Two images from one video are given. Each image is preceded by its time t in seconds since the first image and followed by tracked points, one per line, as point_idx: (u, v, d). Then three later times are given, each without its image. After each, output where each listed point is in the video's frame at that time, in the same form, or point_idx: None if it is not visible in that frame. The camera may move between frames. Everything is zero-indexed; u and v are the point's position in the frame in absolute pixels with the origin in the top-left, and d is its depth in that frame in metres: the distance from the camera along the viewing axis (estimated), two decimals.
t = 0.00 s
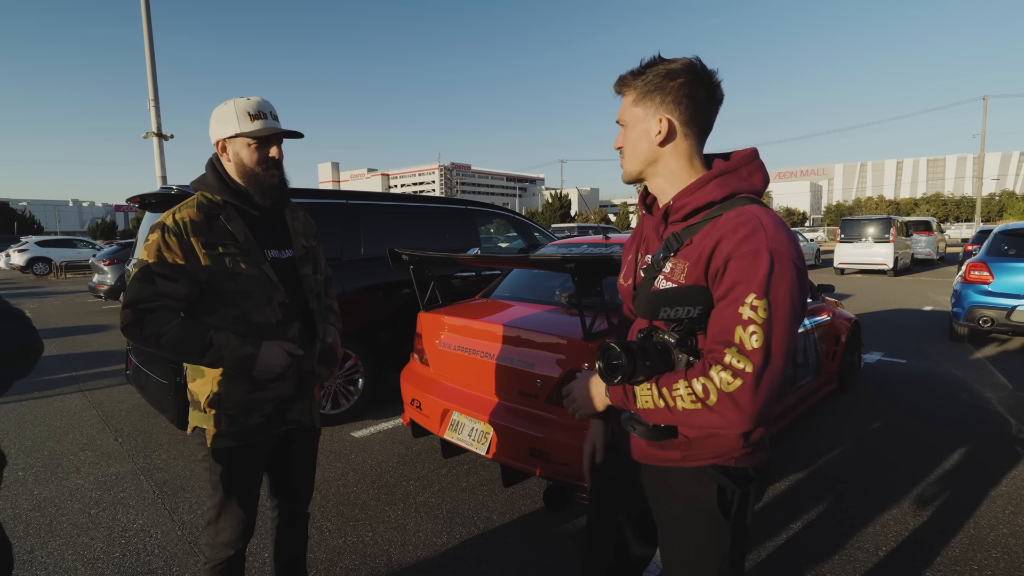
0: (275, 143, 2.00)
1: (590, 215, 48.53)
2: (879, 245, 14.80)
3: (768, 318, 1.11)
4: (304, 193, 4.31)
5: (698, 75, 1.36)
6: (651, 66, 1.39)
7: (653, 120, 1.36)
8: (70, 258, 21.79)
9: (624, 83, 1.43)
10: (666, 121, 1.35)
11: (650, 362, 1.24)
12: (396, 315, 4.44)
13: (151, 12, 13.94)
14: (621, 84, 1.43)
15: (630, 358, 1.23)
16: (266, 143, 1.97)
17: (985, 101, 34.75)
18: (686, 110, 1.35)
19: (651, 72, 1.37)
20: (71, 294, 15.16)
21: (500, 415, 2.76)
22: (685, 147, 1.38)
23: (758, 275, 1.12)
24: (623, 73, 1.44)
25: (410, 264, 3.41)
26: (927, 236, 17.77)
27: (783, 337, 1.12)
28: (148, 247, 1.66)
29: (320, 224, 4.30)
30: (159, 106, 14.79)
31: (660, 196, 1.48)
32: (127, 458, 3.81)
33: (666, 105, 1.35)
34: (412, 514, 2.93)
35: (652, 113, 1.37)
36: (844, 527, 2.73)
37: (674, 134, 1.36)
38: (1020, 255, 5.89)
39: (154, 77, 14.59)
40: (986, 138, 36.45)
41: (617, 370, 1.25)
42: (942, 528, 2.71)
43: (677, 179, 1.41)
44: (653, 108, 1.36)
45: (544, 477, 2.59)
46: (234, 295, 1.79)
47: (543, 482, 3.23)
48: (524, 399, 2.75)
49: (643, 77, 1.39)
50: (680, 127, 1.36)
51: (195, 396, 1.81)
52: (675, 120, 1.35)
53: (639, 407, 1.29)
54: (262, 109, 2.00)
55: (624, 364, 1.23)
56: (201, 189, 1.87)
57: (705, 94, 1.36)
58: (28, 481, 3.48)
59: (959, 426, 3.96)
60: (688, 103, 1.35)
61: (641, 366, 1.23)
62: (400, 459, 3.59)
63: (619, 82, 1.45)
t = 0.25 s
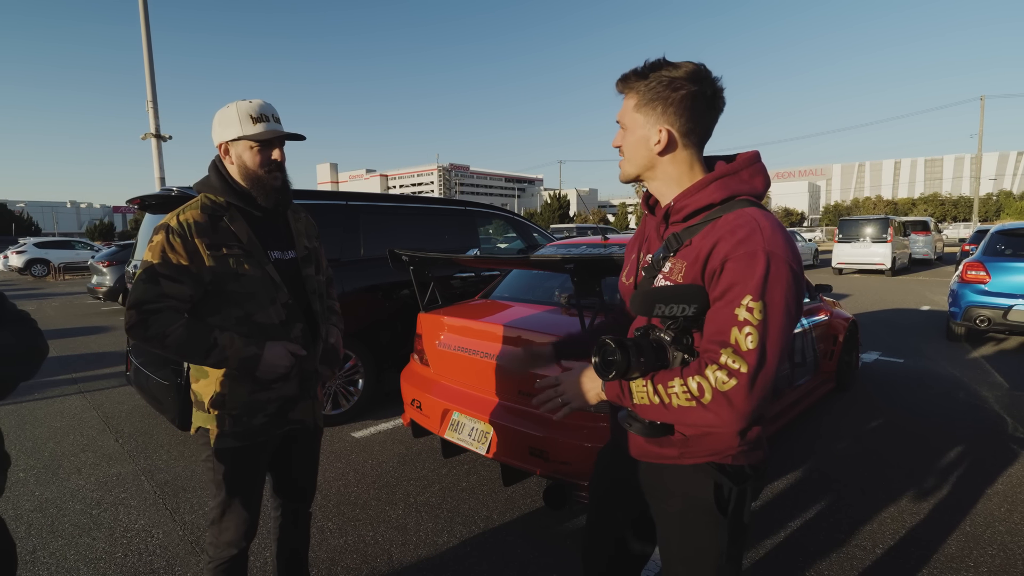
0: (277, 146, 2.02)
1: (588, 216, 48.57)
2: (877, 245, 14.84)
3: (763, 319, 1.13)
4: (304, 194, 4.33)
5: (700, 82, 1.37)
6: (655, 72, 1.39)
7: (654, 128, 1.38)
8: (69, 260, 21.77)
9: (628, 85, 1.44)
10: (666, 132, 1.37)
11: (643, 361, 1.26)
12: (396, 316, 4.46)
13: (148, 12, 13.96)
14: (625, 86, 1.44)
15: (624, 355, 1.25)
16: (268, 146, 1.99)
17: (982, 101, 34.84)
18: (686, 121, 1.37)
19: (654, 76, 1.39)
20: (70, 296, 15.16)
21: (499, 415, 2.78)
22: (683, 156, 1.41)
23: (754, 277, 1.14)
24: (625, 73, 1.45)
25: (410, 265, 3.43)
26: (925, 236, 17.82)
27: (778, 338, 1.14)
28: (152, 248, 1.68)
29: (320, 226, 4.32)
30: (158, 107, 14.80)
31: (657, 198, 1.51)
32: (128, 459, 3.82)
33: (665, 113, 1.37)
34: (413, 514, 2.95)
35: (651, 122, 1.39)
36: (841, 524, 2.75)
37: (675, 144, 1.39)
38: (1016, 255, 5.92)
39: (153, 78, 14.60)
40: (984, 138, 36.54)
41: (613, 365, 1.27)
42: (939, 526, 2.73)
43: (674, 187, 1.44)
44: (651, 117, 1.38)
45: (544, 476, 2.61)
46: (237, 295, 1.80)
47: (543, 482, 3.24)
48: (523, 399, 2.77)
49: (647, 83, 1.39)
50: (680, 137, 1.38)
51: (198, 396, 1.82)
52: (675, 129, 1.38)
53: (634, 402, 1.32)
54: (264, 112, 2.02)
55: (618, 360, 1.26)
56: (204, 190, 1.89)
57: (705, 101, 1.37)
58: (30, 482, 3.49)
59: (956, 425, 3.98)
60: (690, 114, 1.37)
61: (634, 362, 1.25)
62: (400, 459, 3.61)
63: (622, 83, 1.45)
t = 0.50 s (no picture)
0: (279, 148, 2.04)
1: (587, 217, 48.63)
2: (875, 246, 14.87)
3: (779, 318, 1.15)
4: (303, 195, 4.34)
5: (699, 82, 1.39)
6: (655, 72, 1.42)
7: (654, 126, 1.40)
8: (67, 261, 21.75)
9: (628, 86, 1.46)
10: (666, 129, 1.39)
11: (662, 363, 1.24)
12: (395, 317, 4.47)
13: (146, 13, 13.98)
14: (624, 87, 1.46)
15: (647, 358, 1.23)
16: (270, 148, 2.01)
17: (980, 102, 34.92)
18: (685, 119, 1.38)
19: (655, 77, 1.41)
20: (69, 297, 15.16)
21: (499, 415, 2.79)
22: (682, 154, 1.42)
23: (769, 278, 1.16)
24: (625, 75, 1.47)
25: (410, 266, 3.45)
26: (923, 236, 17.86)
27: (794, 337, 1.16)
28: (157, 249, 1.69)
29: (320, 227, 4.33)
30: (157, 108, 14.81)
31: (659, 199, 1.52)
32: (129, 459, 3.83)
33: (665, 111, 1.39)
34: (413, 514, 2.96)
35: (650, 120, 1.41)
36: (840, 523, 2.76)
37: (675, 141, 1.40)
38: (1013, 255, 5.95)
39: (151, 80, 14.62)
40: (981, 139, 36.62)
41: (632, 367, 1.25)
42: (937, 525, 2.74)
43: (674, 185, 1.45)
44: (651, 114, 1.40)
45: (543, 475, 2.62)
46: (240, 296, 1.82)
47: (542, 481, 3.26)
48: (524, 399, 2.79)
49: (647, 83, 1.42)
50: (679, 135, 1.40)
51: (200, 397, 1.83)
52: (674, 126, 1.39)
53: (649, 405, 1.30)
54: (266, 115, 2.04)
55: (640, 363, 1.23)
56: (206, 191, 1.90)
57: (704, 99, 1.39)
58: (30, 483, 3.50)
59: (954, 425, 4.00)
60: (689, 113, 1.38)
61: (655, 365, 1.24)
62: (400, 459, 3.62)
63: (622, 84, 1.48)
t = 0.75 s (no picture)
0: (280, 149, 2.05)
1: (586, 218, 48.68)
2: (874, 246, 14.89)
3: (780, 317, 1.16)
4: (302, 197, 4.35)
5: (692, 84, 1.40)
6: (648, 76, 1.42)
7: (649, 129, 1.41)
8: (66, 263, 21.72)
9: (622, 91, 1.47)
10: (663, 132, 1.40)
11: (664, 365, 1.26)
12: (395, 317, 4.47)
13: (145, 14, 13.98)
14: (619, 92, 1.47)
15: (650, 360, 1.25)
16: (271, 149, 2.02)
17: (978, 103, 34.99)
18: (681, 120, 1.39)
19: (650, 81, 1.41)
20: (68, 299, 15.16)
21: (499, 415, 2.80)
22: (679, 156, 1.43)
23: (768, 277, 1.17)
24: (619, 78, 1.47)
25: (409, 267, 3.45)
26: (922, 236, 17.89)
27: (796, 335, 1.17)
28: (157, 250, 1.70)
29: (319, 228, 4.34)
30: (156, 110, 14.81)
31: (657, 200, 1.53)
32: (128, 461, 3.84)
33: (660, 114, 1.39)
34: (413, 514, 2.97)
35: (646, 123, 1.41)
36: (838, 523, 2.77)
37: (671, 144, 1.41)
38: (1010, 255, 5.97)
39: (150, 81, 14.61)
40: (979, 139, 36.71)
41: (635, 370, 1.27)
42: (935, 524, 2.75)
43: (672, 186, 1.46)
44: (646, 118, 1.41)
45: (542, 475, 2.63)
46: (241, 297, 1.82)
47: (542, 481, 3.26)
48: (523, 399, 2.79)
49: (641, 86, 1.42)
50: (675, 137, 1.41)
51: (201, 397, 1.84)
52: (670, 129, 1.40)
53: (653, 406, 1.32)
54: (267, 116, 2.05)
55: (643, 365, 1.25)
56: (207, 192, 1.91)
57: (698, 102, 1.40)
58: (30, 484, 3.50)
59: (952, 424, 4.01)
60: (684, 114, 1.39)
61: (659, 367, 1.25)
62: (400, 460, 3.62)
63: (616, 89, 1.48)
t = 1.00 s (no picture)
0: (280, 151, 2.05)
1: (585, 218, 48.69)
2: (873, 246, 14.92)
3: (778, 319, 1.17)
4: (302, 198, 4.35)
5: (691, 86, 1.41)
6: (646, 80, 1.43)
7: (648, 133, 1.42)
8: (65, 263, 21.69)
9: (620, 96, 1.48)
10: (662, 134, 1.40)
11: (663, 369, 1.25)
12: (394, 318, 4.48)
13: (145, 15, 13.98)
14: (617, 97, 1.48)
15: (649, 365, 1.24)
16: (272, 150, 2.02)
17: (976, 103, 35.05)
18: (681, 123, 1.40)
19: (649, 84, 1.42)
20: (66, 300, 15.13)
21: (497, 416, 2.80)
22: (679, 158, 1.43)
23: (765, 280, 1.18)
24: (617, 83, 1.48)
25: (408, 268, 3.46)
26: (920, 237, 17.91)
27: (793, 337, 1.18)
28: (156, 251, 1.70)
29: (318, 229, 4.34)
30: (155, 110, 14.81)
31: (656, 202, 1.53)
32: (127, 462, 3.83)
33: (658, 117, 1.40)
34: (412, 515, 2.97)
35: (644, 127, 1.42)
36: (837, 523, 2.78)
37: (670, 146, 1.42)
38: (1009, 256, 5.98)
39: (149, 81, 14.61)
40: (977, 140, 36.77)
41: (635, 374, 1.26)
42: (933, 524, 2.76)
43: (672, 189, 1.46)
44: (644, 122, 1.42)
45: (541, 475, 2.63)
46: (240, 298, 1.83)
47: (541, 482, 3.27)
48: (522, 400, 2.79)
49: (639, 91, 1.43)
50: (675, 139, 1.41)
51: (200, 397, 1.84)
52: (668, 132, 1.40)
53: (652, 409, 1.32)
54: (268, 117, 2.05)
55: (644, 370, 1.24)
56: (207, 194, 1.92)
57: (696, 105, 1.41)
58: (29, 485, 3.50)
59: (950, 424, 4.02)
60: (683, 117, 1.40)
61: (659, 370, 1.24)
62: (399, 460, 3.62)
63: (614, 94, 1.50)
